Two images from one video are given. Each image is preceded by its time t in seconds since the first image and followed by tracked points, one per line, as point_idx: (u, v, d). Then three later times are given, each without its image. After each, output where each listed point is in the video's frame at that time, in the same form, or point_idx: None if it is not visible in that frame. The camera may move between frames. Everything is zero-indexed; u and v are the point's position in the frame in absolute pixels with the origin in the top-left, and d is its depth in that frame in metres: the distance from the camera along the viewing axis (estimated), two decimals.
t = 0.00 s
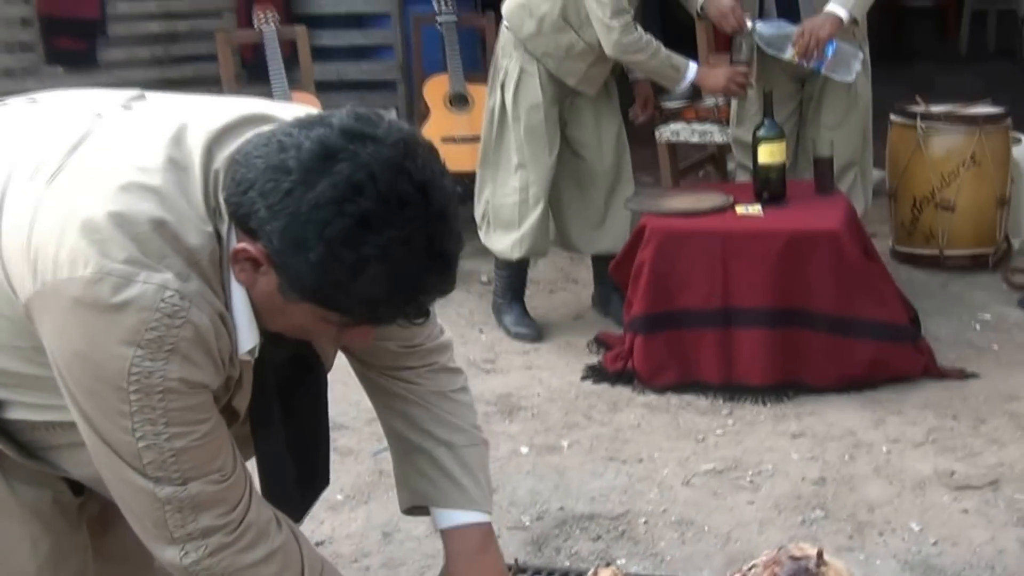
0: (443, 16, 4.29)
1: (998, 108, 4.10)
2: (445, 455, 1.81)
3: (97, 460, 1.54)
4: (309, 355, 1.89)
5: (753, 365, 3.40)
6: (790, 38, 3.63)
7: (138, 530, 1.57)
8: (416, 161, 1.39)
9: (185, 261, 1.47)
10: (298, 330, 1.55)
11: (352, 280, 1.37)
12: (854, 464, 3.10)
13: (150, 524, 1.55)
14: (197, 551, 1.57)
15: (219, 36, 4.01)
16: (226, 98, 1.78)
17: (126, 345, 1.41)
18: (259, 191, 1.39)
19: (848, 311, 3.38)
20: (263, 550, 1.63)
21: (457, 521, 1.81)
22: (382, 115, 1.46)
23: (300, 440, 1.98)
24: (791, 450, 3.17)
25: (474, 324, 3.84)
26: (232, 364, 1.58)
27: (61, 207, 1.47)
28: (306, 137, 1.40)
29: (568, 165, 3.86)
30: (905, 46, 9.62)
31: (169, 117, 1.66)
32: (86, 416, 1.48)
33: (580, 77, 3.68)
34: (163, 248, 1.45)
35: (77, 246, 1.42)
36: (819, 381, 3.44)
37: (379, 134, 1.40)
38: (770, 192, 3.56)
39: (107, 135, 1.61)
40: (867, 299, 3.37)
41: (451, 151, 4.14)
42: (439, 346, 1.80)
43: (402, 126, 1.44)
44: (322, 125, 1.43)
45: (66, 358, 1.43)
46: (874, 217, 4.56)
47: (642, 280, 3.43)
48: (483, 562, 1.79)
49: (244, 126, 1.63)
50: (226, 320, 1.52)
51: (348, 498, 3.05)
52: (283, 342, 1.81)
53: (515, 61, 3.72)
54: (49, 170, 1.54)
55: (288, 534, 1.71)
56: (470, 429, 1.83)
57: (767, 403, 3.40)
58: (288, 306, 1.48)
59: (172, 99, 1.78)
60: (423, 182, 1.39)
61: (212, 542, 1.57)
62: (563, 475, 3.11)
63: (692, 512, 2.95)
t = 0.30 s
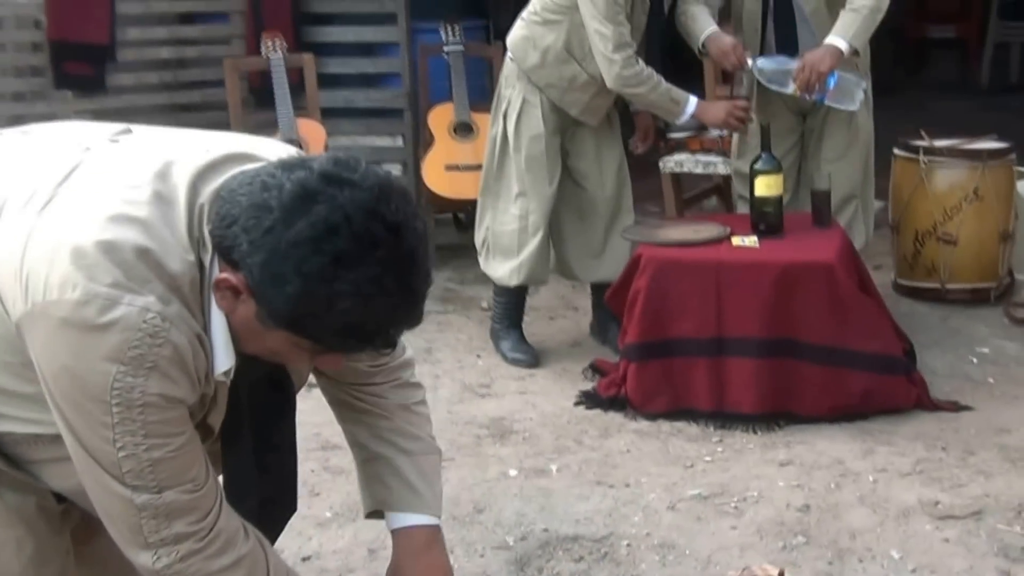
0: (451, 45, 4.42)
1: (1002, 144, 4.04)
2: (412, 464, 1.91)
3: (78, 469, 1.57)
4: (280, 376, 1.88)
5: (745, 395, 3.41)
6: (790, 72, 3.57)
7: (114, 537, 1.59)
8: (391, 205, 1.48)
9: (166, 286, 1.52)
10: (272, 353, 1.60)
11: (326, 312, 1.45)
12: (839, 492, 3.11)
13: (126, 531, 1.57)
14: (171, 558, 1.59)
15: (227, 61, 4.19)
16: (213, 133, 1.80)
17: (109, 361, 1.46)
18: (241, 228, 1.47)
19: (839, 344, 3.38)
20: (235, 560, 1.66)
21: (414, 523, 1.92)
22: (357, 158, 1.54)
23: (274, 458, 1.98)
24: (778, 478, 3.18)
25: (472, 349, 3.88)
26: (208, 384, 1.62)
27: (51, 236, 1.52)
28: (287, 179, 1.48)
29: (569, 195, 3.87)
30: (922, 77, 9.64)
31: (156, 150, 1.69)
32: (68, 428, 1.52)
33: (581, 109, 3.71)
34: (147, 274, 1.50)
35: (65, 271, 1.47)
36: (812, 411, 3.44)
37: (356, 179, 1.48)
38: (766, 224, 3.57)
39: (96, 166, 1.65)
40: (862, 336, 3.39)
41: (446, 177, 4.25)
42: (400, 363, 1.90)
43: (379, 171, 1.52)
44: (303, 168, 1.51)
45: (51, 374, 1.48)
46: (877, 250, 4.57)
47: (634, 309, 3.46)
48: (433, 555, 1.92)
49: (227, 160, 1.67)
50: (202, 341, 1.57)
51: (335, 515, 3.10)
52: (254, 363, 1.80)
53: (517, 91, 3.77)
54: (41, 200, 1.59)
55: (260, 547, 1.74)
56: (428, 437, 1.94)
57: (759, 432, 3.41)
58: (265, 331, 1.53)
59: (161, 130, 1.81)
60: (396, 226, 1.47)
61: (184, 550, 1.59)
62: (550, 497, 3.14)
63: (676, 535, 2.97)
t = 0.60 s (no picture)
0: (461, 64, 4.49)
1: (1006, 168, 4.00)
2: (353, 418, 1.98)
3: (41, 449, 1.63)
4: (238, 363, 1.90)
5: (735, 414, 3.44)
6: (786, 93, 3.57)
7: (72, 515, 1.65)
8: (339, 202, 1.52)
9: (125, 278, 1.58)
10: (229, 341, 1.64)
11: (276, 304, 1.49)
12: (821, 511, 3.13)
13: (83, 510, 1.63)
14: (127, 539, 1.65)
15: (238, 82, 4.27)
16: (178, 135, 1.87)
17: (69, 345, 1.51)
18: (198, 226, 1.52)
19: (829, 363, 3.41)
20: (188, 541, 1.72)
21: (346, 522, 2.00)
22: (307, 161, 1.59)
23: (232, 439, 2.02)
24: (761, 496, 3.20)
25: (470, 364, 3.93)
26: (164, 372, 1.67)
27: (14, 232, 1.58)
28: (241, 178, 1.53)
29: (568, 213, 3.91)
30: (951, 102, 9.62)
31: (118, 150, 1.76)
32: (31, 408, 1.57)
33: (580, 128, 3.74)
34: (106, 266, 1.56)
35: (28, 264, 1.53)
36: (801, 432, 3.46)
37: (305, 179, 1.53)
38: (759, 245, 3.59)
39: (57, 168, 1.71)
40: (852, 356, 3.41)
41: (453, 196, 4.31)
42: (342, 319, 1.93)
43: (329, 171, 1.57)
44: (258, 168, 1.56)
45: (15, 357, 1.54)
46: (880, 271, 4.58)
47: (626, 326, 3.49)
48: (356, 546, 2.01)
49: (184, 159, 1.72)
50: (159, 331, 1.62)
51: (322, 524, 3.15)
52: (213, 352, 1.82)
53: (517, 110, 3.82)
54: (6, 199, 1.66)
55: (213, 535, 1.78)
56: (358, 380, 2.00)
57: (747, 451, 3.44)
58: (220, 320, 1.57)
59: (124, 134, 1.86)
60: (343, 222, 1.52)
61: (139, 530, 1.65)
62: (533, 510, 3.18)
63: (655, 550, 3.00)
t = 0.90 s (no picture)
0: (469, 76, 4.55)
1: (1008, 183, 3.97)
2: (316, 395, 2.02)
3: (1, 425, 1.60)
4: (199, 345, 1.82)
5: (720, 422, 3.48)
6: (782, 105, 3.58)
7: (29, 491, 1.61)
8: (285, 178, 1.54)
9: (83, 263, 1.58)
10: (187, 319, 1.65)
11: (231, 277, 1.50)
12: (802, 518, 3.15)
13: (40, 485, 1.59)
14: (82, 514, 1.61)
15: (248, 92, 4.45)
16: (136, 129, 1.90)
17: (30, 324, 1.51)
18: (152, 206, 1.53)
19: (814, 373, 3.43)
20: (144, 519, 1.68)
21: (314, 493, 2.02)
22: (254, 143, 1.61)
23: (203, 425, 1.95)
24: (744, 504, 3.23)
25: (467, 372, 3.98)
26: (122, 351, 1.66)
27: None
28: (190, 159, 1.54)
29: (566, 224, 3.98)
30: (978, 121, 9.62)
31: (79, 140, 1.79)
32: None
33: (578, 140, 3.81)
34: (65, 250, 1.57)
35: None
36: (786, 441, 3.48)
37: (252, 158, 1.55)
38: (752, 257, 3.63)
39: (17, 161, 1.74)
40: (838, 366, 3.44)
41: (458, 207, 4.36)
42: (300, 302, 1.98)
43: (275, 150, 1.58)
44: (206, 150, 1.57)
45: None
46: (882, 287, 4.59)
47: (618, 335, 3.54)
48: (326, 520, 2.02)
49: (141, 146, 1.74)
50: (117, 313, 1.61)
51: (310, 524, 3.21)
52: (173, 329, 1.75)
53: (517, 121, 3.90)
54: None
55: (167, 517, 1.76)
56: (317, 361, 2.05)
57: (731, 459, 3.48)
58: (176, 298, 1.57)
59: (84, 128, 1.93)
60: (292, 197, 1.53)
61: (94, 505, 1.61)
62: (517, 513, 3.23)
63: (633, 554, 3.04)
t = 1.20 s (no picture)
0: (474, 81, 4.59)
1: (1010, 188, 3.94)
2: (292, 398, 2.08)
3: None
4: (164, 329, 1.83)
5: (706, 423, 3.53)
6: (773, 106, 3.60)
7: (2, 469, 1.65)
8: (252, 178, 1.61)
9: (55, 253, 1.64)
10: (156, 316, 1.71)
11: (199, 270, 1.57)
12: (782, 517, 3.18)
13: (12, 464, 1.64)
14: (53, 492, 1.66)
15: (257, 95, 4.50)
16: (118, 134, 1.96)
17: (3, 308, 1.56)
18: (124, 204, 1.59)
19: (801, 376, 3.46)
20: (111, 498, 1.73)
21: (292, 494, 2.07)
22: (221, 145, 1.68)
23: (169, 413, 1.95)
24: (727, 501, 3.27)
25: (465, 371, 4.05)
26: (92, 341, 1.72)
27: None
28: (161, 160, 1.60)
29: (563, 227, 4.05)
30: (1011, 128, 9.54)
31: (61, 140, 1.84)
32: None
33: (572, 143, 3.86)
34: (40, 241, 1.63)
35: None
36: (772, 442, 3.53)
37: (221, 158, 1.61)
38: (742, 259, 3.67)
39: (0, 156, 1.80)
40: (824, 369, 3.47)
41: (459, 209, 4.42)
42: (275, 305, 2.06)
43: (242, 152, 1.65)
44: (177, 150, 1.64)
45: None
46: (883, 292, 4.61)
47: (606, 336, 3.59)
48: (308, 522, 2.07)
49: (118, 148, 1.80)
50: (86, 301, 1.67)
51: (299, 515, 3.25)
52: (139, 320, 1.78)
53: (514, 124, 3.96)
54: None
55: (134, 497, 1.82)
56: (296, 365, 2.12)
57: (717, 459, 3.52)
58: (149, 292, 1.63)
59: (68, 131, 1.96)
60: (257, 195, 1.60)
61: (64, 484, 1.66)
62: (502, 508, 3.28)
63: (612, 548, 3.08)
